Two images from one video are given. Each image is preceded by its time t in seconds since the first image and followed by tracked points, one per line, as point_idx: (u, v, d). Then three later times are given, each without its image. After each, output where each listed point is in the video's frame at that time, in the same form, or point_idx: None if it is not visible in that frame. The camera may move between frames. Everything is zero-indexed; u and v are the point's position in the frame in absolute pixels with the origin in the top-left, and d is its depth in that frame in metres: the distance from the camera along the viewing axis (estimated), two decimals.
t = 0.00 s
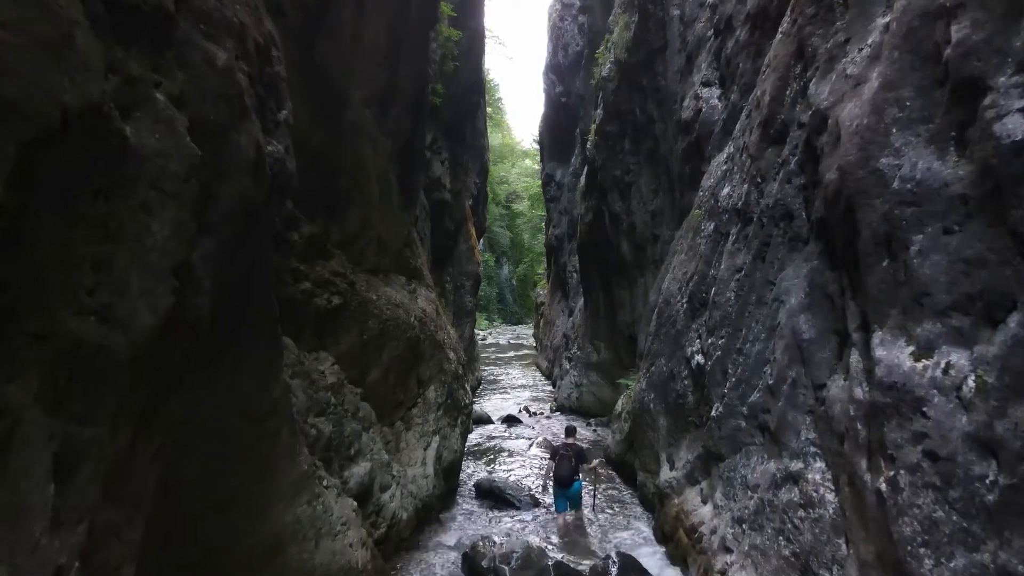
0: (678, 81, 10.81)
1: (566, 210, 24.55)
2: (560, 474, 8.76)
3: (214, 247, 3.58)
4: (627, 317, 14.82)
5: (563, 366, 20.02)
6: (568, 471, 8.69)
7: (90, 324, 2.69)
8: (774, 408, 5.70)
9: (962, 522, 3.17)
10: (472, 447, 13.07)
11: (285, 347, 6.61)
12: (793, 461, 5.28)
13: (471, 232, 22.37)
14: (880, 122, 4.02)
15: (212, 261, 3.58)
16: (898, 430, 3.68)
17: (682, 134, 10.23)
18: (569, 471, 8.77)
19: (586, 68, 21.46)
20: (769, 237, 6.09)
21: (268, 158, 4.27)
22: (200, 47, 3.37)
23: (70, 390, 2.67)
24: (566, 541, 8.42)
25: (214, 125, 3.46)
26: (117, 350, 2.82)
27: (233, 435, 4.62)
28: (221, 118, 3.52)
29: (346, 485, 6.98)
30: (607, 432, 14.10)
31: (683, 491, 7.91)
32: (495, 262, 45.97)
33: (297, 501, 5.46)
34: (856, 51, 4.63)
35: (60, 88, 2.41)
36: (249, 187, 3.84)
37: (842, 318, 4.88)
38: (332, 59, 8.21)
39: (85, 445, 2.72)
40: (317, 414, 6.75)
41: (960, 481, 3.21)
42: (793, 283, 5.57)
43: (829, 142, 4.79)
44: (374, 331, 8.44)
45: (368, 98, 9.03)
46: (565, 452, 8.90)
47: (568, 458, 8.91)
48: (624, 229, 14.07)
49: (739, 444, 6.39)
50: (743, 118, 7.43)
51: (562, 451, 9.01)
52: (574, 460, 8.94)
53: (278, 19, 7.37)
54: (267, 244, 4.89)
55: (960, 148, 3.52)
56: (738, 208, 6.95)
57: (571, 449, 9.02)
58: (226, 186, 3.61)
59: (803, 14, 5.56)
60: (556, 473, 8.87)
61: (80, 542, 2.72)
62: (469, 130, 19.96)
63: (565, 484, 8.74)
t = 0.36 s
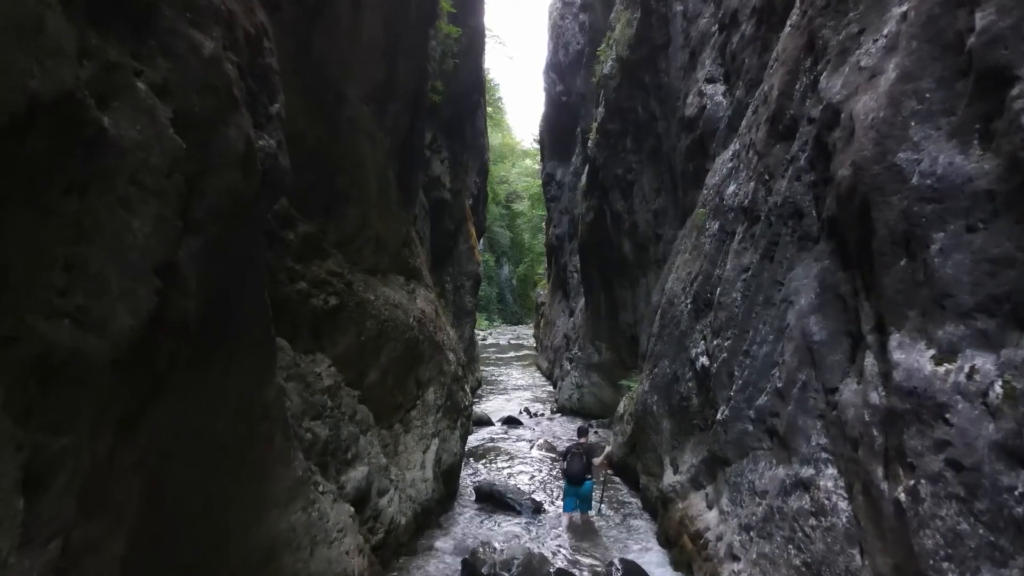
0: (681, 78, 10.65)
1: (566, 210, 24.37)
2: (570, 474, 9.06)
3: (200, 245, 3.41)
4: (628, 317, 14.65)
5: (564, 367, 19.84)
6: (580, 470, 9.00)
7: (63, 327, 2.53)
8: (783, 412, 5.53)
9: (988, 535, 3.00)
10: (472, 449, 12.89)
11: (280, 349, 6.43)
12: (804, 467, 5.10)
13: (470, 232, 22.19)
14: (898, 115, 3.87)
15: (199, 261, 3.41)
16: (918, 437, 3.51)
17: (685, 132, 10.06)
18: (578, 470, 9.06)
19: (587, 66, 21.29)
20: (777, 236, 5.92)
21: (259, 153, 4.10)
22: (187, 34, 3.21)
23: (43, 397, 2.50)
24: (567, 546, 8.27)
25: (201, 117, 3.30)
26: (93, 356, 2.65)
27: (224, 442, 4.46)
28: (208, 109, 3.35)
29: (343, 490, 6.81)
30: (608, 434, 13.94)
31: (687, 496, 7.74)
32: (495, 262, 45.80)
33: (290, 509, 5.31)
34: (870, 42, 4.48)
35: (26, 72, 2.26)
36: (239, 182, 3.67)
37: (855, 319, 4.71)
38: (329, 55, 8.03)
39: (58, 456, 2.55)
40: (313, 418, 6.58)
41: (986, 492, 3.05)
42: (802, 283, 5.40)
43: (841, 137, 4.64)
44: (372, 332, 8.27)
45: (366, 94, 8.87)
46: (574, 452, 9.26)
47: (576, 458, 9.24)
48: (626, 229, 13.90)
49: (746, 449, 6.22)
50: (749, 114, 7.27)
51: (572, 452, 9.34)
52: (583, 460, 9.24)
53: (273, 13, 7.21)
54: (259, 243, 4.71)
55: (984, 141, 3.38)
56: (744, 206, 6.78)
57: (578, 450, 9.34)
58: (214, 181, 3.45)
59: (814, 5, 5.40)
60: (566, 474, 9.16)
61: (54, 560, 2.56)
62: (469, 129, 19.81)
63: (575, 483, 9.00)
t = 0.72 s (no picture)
0: (684, 75, 10.49)
1: (567, 209, 24.21)
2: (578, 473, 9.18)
3: (187, 244, 3.26)
4: (630, 318, 14.50)
5: (564, 367, 19.69)
6: (587, 468, 9.05)
7: (35, 329, 2.38)
8: (792, 416, 5.38)
9: (1014, 549, 2.86)
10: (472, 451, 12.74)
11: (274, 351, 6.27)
12: (813, 473, 4.95)
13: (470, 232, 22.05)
14: (915, 107, 3.73)
15: (185, 260, 3.26)
16: (938, 444, 3.36)
17: (688, 129, 9.91)
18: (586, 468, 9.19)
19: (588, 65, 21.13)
20: (784, 234, 5.77)
21: (250, 148, 3.94)
22: (173, 23, 3.07)
23: (16, 405, 2.35)
24: (569, 552, 8.11)
25: (186, 108, 3.15)
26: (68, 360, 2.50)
27: (215, 448, 4.31)
28: (194, 101, 3.20)
29: (340, 495, 6.66)
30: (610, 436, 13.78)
31: (691, 500, 7.59)
32: (495, 262, 45.64)
33: (283, 517, 5.19)
34: (884, 33, 4.35)
35: None
36: (229, 178, 3.52)
37: (867, 320, 4.56)
38: (326, 51, 7.87)
39: (32, 467, 2.40)
40: (310, 421, 6.43)
41: (1012, 503, 2.90)
42: (812, 283, 5.24)
43: (853, 132, 4.49)
44: (370, 333, 8.12)
45: (364, 91, 8.73)
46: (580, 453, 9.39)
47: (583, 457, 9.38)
48: (628, 228, 13.75)
49: (753, 453, 6.07)
50: (754, 110, 7.13)
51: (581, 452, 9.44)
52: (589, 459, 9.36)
53: (269, 7, 7.06)
54: (251, 242, 4.55)
55: (1007, 134, 3.24)
56: (750, 204, 6.62)
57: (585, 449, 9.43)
58: (202, 177, 3.30)
59: None
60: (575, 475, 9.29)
61: None
62: (469, 128, 19.67)
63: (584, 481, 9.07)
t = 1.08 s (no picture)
0: (687, 72, 10.31)
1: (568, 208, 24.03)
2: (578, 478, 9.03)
3: (170, 243, 3.10)
4: (631, 318, 14.32)
5: (565, 368, 19.52)
6: (590, 472, 8.99)
7: None
8: (801, 420, 5.20)
9: None
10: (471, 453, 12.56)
11: (266, 353, 6.09)
12: (825, 480, 4.77)
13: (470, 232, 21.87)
14: (935, 99, 3.57)
15: (168, 259, 3.10)
16: (962, 453, 3.20)
17: (691, 127, 9.74)
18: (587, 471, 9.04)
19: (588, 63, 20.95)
20: (793, 233, 5.59)
21: (238, 141, 3.77)
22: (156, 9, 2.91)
23: None
24: (570, 558, 7.93)
25: (168, 98, 2.99)
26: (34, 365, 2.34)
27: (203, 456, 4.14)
28: (176, 90, 3.03)
29: (335, 501, 6.48)
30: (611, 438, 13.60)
31: (695, 505, 7.41)
32: (495, 262, 45.48)
33: (276, 524, 5.02)
34: (900, 23, 4.20)
35: None
36: (216, 173, 3.36)
37: (883, 322, 4.38)
38: (322, 46, 7.68)
39: None
40: (304, 425, 6.25)
41: None
42: (822, 284, 5.06)
43: (868, 126, 4.32)
44: (367, 334, 7.95)
45: (361, 87, 8.55)
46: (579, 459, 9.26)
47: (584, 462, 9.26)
48: (629, 227, 13.58)
49: (760, 458, 5.89)
50: (761, 106, 6.96)
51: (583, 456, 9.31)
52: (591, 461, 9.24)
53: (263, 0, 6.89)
54: (241, 239, 4.37)
55: None
56: (757, 202, 6.45)
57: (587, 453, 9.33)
58: (186, 171, 3.14)
59: None
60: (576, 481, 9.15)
61: None
62: (469, 127, 19.48)
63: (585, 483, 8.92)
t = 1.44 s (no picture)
0: (691, 68, 10.14)
1: (568, 208, 23.84)
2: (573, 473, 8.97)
3: (151, 241, 2.95)
4: (633, 318, 14.14)
5: (565, 369, 19.34)
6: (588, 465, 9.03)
7: None
8: (812, 426, 5.02)
9: None
10: (471, 456, 12.37)
11: (259, 355, 5.92)
12: (837, 488, 4.59)
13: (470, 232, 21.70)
14: (959, 89, 3.42)
15: (148, 258, 2.94)
16: (989, 463, 3.05)
17: (695, 124, 9.56)
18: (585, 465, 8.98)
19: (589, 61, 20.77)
20: (803, 231, 5.40)
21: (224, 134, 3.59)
22: None
23: None
24: (572, 564, 7.76)
25: (147, 87, 2.82)
26: None
27: (191, 465, 3.98)
28: (156, 78, 2.87)
29: (330, 507, 6.30)
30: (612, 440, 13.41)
31: (700, 511, 7.23)
32: (495, 262, 45.32)
33: (267, 534, 4.86)
34: (918, 11, 4.03)
35: None
36: (200, 166, 3.20)
37: (898, 323, 4.20)
38: (318, 41, 7.50)
39: None
40: (298, 429, 6.08)
41: None
42: (834, 284, 4.88)
43: (884, 120, 4.15)
44: (364, 335, 7.77)
45: (359, 83, 8.37)
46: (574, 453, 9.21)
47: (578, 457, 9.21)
48: (631, 227, 13.40)
49: (768, 464, 5.71)
50: (767, 102, 6.78)
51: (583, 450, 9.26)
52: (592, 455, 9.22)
53: None
54: (231, 238, 4.21)
55: None
56: (764, 200, 6.26)
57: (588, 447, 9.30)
58: (167, 165, 2.98)
59: None
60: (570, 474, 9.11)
61: None
62: (468, 125, 19.31)
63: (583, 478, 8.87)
